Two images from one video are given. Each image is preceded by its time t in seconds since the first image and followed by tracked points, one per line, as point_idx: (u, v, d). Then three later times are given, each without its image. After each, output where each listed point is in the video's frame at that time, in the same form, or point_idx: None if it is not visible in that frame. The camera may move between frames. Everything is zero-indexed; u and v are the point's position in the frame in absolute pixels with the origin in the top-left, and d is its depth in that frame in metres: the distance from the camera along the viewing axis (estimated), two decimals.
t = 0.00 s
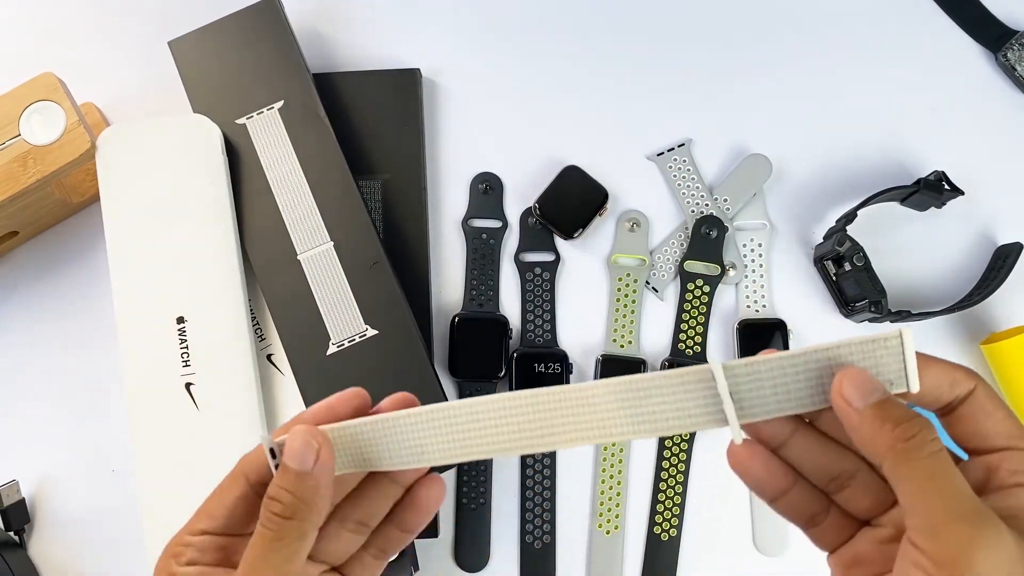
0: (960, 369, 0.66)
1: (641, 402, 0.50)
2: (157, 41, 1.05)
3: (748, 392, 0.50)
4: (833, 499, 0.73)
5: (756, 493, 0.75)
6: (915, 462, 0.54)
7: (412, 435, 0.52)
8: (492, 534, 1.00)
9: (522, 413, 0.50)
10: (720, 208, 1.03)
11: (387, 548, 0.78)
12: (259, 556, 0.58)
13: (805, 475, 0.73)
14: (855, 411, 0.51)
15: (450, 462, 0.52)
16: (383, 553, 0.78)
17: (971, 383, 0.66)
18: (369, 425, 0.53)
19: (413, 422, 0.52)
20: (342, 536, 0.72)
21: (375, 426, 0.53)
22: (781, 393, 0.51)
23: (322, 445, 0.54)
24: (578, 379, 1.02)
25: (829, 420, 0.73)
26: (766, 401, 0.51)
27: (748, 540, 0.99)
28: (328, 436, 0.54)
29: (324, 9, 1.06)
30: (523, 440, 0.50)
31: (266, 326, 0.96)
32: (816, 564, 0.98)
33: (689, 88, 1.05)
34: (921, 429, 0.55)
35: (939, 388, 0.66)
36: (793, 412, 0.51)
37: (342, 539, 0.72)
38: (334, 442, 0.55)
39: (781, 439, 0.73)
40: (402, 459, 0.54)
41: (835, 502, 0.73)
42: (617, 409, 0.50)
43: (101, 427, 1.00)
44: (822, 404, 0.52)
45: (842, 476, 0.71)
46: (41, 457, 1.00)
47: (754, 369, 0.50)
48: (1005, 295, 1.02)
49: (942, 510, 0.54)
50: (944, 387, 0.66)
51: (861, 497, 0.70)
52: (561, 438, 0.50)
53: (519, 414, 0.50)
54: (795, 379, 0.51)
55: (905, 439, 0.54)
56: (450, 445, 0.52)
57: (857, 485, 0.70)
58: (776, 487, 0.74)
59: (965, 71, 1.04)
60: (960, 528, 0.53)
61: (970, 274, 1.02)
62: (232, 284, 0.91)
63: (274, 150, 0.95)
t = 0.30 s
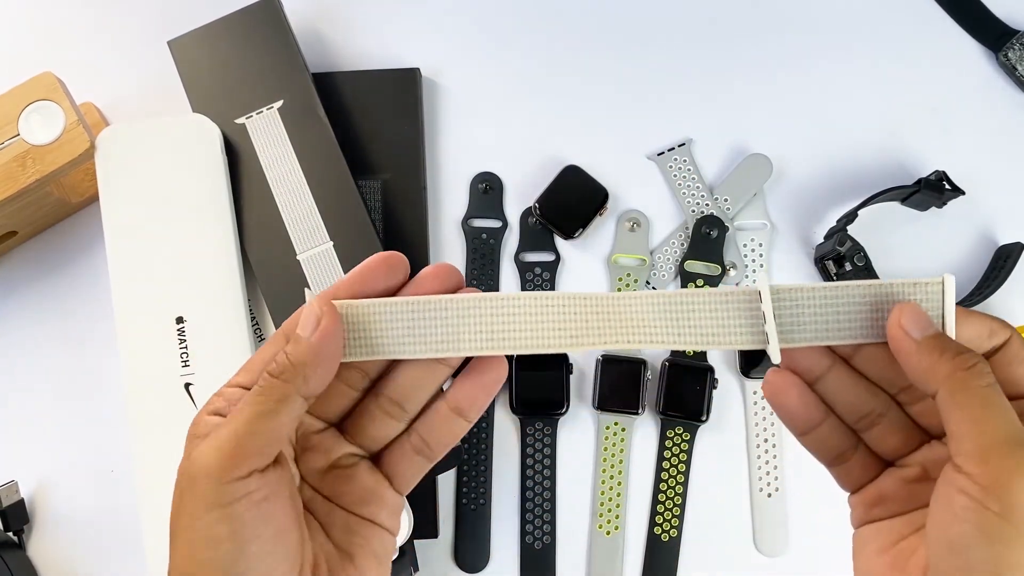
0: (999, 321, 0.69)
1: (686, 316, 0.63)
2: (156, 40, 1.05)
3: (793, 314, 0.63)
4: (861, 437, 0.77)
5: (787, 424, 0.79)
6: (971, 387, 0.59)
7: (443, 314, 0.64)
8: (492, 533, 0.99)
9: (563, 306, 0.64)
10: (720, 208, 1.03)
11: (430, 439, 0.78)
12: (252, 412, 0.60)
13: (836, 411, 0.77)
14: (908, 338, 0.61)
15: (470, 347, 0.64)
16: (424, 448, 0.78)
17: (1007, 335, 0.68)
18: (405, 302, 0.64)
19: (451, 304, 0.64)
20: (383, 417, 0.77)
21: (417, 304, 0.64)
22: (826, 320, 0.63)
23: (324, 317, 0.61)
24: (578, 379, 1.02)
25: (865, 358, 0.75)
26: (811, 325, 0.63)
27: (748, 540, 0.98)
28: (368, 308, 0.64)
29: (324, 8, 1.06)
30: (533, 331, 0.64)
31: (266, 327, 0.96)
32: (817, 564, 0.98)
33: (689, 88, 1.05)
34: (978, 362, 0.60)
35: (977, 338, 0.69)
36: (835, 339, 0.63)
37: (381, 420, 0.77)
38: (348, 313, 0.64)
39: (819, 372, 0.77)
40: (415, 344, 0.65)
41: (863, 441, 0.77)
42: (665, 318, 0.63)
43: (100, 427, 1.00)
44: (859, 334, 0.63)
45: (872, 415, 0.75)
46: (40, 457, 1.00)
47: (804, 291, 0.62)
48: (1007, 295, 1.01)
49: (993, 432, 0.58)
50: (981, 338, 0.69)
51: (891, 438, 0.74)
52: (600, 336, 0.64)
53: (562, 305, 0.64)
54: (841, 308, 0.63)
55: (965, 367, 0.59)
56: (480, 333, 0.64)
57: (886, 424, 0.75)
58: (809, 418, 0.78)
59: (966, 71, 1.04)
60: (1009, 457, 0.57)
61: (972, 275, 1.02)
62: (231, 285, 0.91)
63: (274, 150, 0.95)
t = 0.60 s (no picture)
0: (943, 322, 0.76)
1: (659, 315, 0.73)
2: (156, 40, 1.05)
3: (757, 313, 0.72)
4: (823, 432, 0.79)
5: (755, 416, 0.80)
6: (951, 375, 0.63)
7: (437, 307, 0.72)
8: (492, 534, 0.99)
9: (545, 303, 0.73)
10: (720, 208, 1.03)
11: (419, 426, 0.76)
12: (236, 380, 0.67)
13: (801, 406, 0.79)
14: (892, 333, 0.66)
15: (461, 335, 0.72)
16: (413, 435, 0.76)
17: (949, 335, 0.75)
18: (401, 295, 0.72)
19: (444, 298, 0.72)
20: (376, 402, 0.77)
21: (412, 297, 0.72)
22: (789, 318, 0.72)
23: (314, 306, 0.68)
24: (578, 379, 1.02)
25: (828, 356, 0.77)
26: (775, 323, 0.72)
27: (748, 541, 0.98)
28: (367, 301, 0.72)
29: (323, 9, 1.06)
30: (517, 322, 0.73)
31: (266, 327, 0.96)
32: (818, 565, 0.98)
33: (690, 87, 1.05)
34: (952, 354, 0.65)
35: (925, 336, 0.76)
36: (797, 336, 0.72)
37: (374, 404, 0.77)
38: (345, 306, 0.72)
39: (785, 368, 0.78)
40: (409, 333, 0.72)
41: (825, 435, 0.79)
42: (641, 316, 0.73)
43: (100, 428, 1.00)
44: (820, 332, 0.72)
45: (834, 410, 0.77)
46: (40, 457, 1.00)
47: (768, 292, 0.71)
48: (1007, 295, 1.01)
49: (969, 416, 0.61)
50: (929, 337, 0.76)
51: (850, 431, 0.77)
52: (581, 330, 0.73)
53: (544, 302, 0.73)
54: (804, 308, 0.71)
55: (943, 359, 0.64)
56: (471, 324, 0.72)
57: (846, 419, 0.77)
58: (779, 412, 0.78)
59: (966, 71, 1.03)
60: (982, 443, 0.60)
61: (972, 275, 1.02)
62: (232, 285, 0.91)
63: (274, 150, 0.94)
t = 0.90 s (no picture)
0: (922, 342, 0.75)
1: (643, 327, 0.75)
2: (156, 41, 1.05)
3: (738, 326, 0.73)
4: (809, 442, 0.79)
5: (745, 422, 0.79)
6: (932, 384, 0.63)
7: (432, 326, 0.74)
8: (492, 534, 0.99)
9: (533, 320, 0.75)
10: (720, 208, 1.03)
11: (418, 438, 0.74)
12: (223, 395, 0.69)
13: (790, 415, 0.78)
14: (875, 344, 0.67)
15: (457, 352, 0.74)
16: (413, 447, 0.74)
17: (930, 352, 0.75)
18: (399, 315, 0.74)
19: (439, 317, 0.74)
20: (376, 409, 0.77)
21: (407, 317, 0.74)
22: (768, 330, 0.73)
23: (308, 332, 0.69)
24: (578, 379, 1.02)
25: (820, 368, 0.77)
26: (756, 335, 0.74)
27: (748, 541, 0.98)
28: (365, 322, 0.74)
29: (323, 9, 1.06)
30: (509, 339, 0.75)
31: (266, 327, 0.96)
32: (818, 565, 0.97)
33: (689, 87, 1.05)
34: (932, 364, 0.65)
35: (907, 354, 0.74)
36: (779, 347, 0.73)
37: (375, 412, 0.77)
38: (341, 325, 0.74)
39: (777, 377, 0.78)
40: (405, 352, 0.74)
41: (811, 445, 0.78)
42: (625, 330, 0.75)
43: (100, 428, 1.00)
44: (800, 343, 0.73)
45: (821, 420, 0.77)
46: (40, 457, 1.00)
47: (748, 306, 0.73)
48: (1007, 295, 1.01)
49: (952, 423, 0.61)
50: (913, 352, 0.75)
51: (836, 442, 0.77)
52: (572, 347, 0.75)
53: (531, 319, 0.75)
54: (784, 320, 0.73)
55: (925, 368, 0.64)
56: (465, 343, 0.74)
57: (832, 431, 0.77)
58: (767, 420, 0.78)
59: (966, 71, 1.03)
60: (966, 450, 0.60)
61: (972, 274, 1.02)
62: (232, 284, 0.91)
63: (274, 150, 0.94)
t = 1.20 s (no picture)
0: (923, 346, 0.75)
1: (641, 334, 0.76)
2: (156, 41, 1.05)
3: (734, 330, 0.74)
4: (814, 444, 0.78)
5: (749, 423, 0.79)
6: (940, 383, 0.62)
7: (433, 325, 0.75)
8: (492, 534, 0.99)
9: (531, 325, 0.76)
10: (720, 208, 1.03)
11: (409, 434, 0.74)
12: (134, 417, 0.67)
13: (794, 417, 0.78)
14: (884, 344, 0.66)
15: (454, 352, 0.75)
16: (403, 444, 0.74)
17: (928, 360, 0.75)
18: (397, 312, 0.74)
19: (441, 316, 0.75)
20: (367, 407, 0.77)
21: (409, 314, 0.75)
22: (763, 333, 0.74)
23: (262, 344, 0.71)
24: (578, 379, 1.02)
25: (825, 369, 0.77)
26: (751, 338, 0.74)
27: (748, 541, 0.98)
28: (368, 315, 0.74)
29: (324, 9, 1.06)
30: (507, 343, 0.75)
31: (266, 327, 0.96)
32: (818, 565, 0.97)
33: (689, 87, 1.05)
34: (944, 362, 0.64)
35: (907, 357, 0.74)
36: (775, 350, 0.73)
37: (366, 410, 0.77)
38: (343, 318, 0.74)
39: (783, 377, 0.78)
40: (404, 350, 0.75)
41: (815, 447, 0.78)
42: (623, 336, 0.76)
43: (100, 428, 1.00)
44: (796, 345, 0.73)
45: (826, 422, 0.77)
46: (40, 457, 1.00)
47: (742, 309, 0.74)
48: (1007, 295, 1.01)
49: (959, 425, 0.60)
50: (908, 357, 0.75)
51: (840, 445, 0.77)
52: (567, 350, 0.76)
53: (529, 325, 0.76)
54: (779, 322, 0.73)
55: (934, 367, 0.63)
56: (461, 343, 0.75)
57: (837, 432, 0.77)
58: (774, 423, 0.78)
59: (966, 71, 1.03)
60: (972, 452, 0.59)
61: (972, 274, 1.02)
62: (233, 285, 0.91)
63: (274, 150, 0.94)
